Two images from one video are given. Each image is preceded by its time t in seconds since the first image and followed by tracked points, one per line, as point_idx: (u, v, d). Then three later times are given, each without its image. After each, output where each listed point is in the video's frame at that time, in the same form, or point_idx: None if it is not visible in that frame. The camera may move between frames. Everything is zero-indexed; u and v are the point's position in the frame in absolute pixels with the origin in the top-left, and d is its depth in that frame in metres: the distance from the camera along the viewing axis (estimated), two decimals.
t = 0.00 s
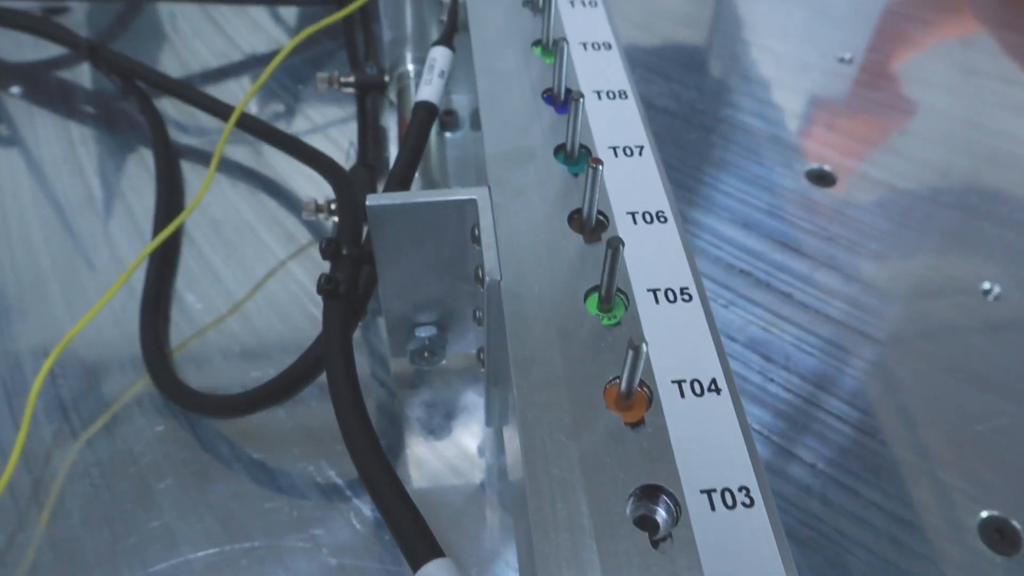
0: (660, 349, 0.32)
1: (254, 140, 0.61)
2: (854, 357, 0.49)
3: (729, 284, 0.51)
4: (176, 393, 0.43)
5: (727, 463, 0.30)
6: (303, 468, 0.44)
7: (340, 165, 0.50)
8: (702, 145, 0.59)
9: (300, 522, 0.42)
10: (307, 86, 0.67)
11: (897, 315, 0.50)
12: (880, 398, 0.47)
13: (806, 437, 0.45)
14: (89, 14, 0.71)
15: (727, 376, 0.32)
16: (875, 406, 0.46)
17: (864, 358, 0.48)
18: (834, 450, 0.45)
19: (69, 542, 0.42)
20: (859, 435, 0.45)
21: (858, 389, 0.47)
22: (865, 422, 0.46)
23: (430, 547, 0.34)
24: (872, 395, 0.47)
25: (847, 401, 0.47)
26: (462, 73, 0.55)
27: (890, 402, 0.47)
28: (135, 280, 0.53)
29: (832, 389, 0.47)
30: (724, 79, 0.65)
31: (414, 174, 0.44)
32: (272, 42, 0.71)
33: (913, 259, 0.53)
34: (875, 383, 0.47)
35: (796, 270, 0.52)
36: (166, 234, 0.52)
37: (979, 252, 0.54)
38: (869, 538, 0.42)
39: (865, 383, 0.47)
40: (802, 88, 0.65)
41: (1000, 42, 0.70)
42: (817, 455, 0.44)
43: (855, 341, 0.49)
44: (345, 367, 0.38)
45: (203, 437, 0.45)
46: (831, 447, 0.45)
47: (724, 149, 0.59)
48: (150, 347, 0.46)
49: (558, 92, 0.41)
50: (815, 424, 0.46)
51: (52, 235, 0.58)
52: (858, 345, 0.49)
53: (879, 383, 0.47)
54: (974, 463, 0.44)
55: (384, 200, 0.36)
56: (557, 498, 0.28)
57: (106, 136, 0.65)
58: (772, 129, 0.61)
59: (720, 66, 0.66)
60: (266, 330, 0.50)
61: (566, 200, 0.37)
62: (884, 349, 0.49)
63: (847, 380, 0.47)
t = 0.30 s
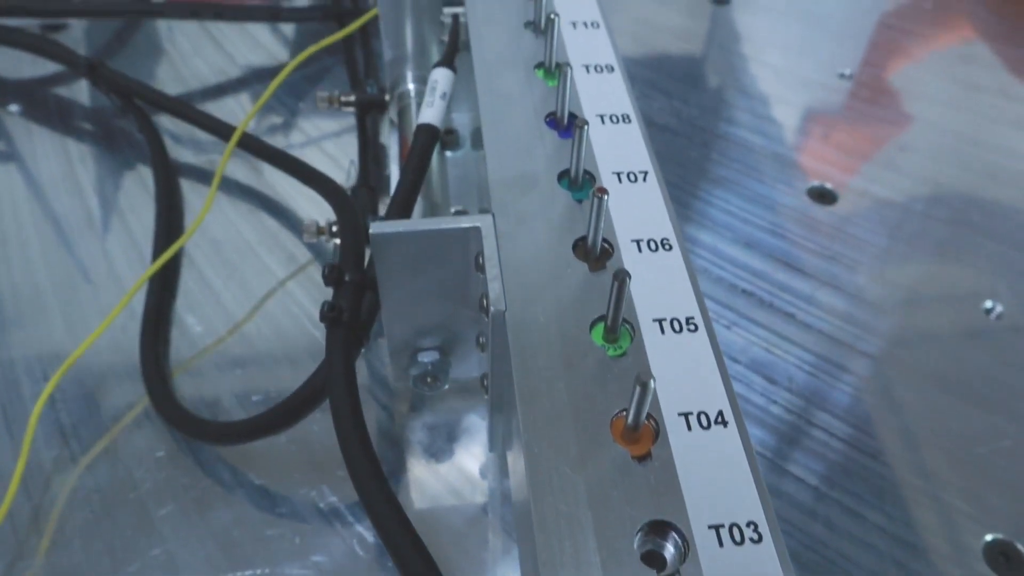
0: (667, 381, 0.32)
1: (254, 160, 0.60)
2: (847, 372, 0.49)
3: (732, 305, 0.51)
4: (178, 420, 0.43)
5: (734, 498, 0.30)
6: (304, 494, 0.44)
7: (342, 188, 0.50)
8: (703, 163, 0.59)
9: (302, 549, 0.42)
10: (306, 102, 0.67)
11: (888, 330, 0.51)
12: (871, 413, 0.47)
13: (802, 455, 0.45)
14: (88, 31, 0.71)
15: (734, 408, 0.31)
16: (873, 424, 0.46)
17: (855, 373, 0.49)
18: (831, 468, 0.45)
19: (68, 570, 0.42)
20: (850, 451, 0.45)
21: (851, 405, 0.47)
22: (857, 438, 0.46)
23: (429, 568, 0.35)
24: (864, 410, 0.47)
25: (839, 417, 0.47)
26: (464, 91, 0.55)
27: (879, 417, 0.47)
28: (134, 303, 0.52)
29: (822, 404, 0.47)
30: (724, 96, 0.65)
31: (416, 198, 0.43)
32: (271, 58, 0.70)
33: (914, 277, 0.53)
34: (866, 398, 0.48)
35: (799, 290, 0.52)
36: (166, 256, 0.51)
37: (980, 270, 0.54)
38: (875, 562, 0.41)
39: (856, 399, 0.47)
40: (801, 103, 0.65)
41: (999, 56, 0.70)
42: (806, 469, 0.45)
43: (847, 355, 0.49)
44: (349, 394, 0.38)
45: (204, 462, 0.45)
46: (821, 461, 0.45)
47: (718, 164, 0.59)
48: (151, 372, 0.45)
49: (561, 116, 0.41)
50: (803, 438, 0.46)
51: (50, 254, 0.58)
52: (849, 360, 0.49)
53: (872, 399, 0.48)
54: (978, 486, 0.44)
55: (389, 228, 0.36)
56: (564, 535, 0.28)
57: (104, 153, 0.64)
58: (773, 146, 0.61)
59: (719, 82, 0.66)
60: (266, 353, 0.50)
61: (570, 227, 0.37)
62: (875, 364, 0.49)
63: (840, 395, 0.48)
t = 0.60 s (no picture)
0: (673, 401, 0.32)
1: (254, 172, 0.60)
2: (843, 382, 0.49)
3: (734, 318, 0.51)
4: (179, 437, 0.43)
5: (742, 520, 0.29)
6: (306, 511, 0.43)
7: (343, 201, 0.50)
8: (705, 174, 0.59)
9: (304, 567, 0.41)
10: (306, 112, 0.67)
11: (884, 340, 0.51)
12: (868, 423, 0.47)
13: (806, 469, 0.45)
14: (87, 42, 0.71)
15: (741, 428, 0.31)
16: (877, 438, 0.46)
17: (850, 382, 0.49)
18: (835, 483, 0.45)
19: None
20: (845, 460, 0.45)
21: (847, 415, 0.47)
22: (852, 448, 0.46)
23: None
24: (860, 419, 0.47)
25: (835, 426, 0.47)
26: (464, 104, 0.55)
27: (874, 427, 0.47)
28: (135, 318, 0.52)
29: (817, 413, 0.47)
30: (724, 106, 0.65)
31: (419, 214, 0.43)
32: (271, 68, 0.70)
33: (916, 289, 0.53)
34: (862, 408, 0.48)
35: (801, 302, 0.52)
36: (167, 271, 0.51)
37: (982, 281, 0.54)
38: None
39: (851, 408, 0.48)
40: (801, 113, 0.65)
41: (999, 65, 0.70)
42: (803, 479, 0.45)
43: (842, 365, 0.49)
44: (352, 412, 0.38)
45: (206, 478, 0.45)
46: (823, 475, 0.45)
47: (716, 173, 0.59)
48: (151, 388, 0.45)
49: (564, 132, 0.41)
50: (800, 447, 0.46)
51: (49, 267, 0.58)
52: (844, 369, 0.49)
53: (869, 409, 0.48)
54: (982, 500, 0.44)
55: (391, 245, 0.36)
56: (571, 558, 0.28)
57: (103, 164, 0.64)
58: (775, 157, 0.61)
59: (720, 92, 0.66)
60: (267, 367, 0.50)
61: (574, 245, 0.37)
62: (871, 373, 0.49)
63: (835, 405, 0.48)
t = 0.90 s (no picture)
0: (680, 421, 0.32)
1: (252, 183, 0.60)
2: (837, 388, 0.48)
3: (737, 329, 0.51)
4: (178, 455, 0.42)
5: (751, 543, 0.29)
6: (307, 529, 0.43)
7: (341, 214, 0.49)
8: (706, 183, 0.59)
9: None
10: (303, 120, 0.66)
11: (881, 346, 0.50)
12: (862, 428, 0.47)
13: (810, 483, 0.45)
14: (83, 51, 0.71)
15: (749, 448, 0.31)
16: (883, 451, 0.46)
17: (845, 389, 0.48)
18: (841, 497, 0.44)
19: None
20: (841, 467, 0.45)
21: (842, 421, 0.47)
22: (843, 452, 0.46)
23: None
24: (854, 425, 0.47)
25: (830, 433, 0.47)
26: (464, 113, 0.54)
27: (867, 432, 0.47)
28: (132, 332, 0.52)
29: (823, 426, 0.47)
30: (725, 113, 0.65)
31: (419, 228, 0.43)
32: (269, 77, 0.70)
33: (919, 298, 0.53)
34: (856, 414, 0.47)
35: (804, 312, 0.52)
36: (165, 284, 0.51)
37: (985, 289, 0.54)
38: None
39: (850, 417, 0.47)
40: (802, 120, 0.65)
41: (1001, 70, 0.70)
42: (801, 489, 0.44)
43: (837, 371, 0.49)
44: (353, 431, 0.37)
45: (205, 496, 0.44)
46: (829, 488, 0.44)
47: (715, 180, 0.59)
48: (151, 406, 0.45)
49: (566, 144, 0.41)
50: (803, 459, 0.45)
51: (44, 279, 0.57)
52: (839, 376, 0.49)
53: (860, 414, 0.47)
54: (990, 512, 0.44)
55: (392, 262, 0.35)
56: None
57: (99, 174, 0.63)
58: (776, 165, 0.61)
59: (721, 99, 0.66)
60: (266, 381, 0.49)
61: (577, 261, 0.36)
62: (869, 380, 0.49)
63: (829, 412, 0.47)
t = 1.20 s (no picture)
0: (682, 436, 0.31)
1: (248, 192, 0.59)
2: (830, 392, 0.49)
3: (737, 337, 0.51)
4: (177, 469, 0.42)
5: (755, 560, 0.29)
6: (306, 542, 0.43)
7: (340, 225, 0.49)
8: (704, 190, 0.59)
9: None
10: (299, 127, 0.66)
11: (876, 352, 0.50)
12: (856, 434, 0.47)
13: (811, 493, 0.44)
14: (77, 60, 0.70)
15: (752, 464, 0.31)
16: (884, 460, 0.46)
17: (839, 394, 0.49)
18: (843, 507, 0.44)
19: None
20: (840, 476, 0.45)
21: (835, 426, 0.47)
22: (837, 457, 0.46)
23: None
24: (853, 433, 0.47)
25: (826, 439, 0.46)
26: (462, 121, 0.54)
27: (860, 437, 0.47)
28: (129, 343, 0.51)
29: (824, 435, 0.47)
30: (722, 118, 0.65)
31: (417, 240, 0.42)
32: (264, 84, 0.69)
33: (918, 304, 0.53)
34: (849, 419, 0.47)
35: (803, 320, 0.52)
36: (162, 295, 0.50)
37: (984, 296, 0.54)
38: None
39: (850, 425, 0.47)
40: (800, 125, 0.64)
41: (998, 75, 0.70)
42: (803, 500, 0.44)
43: (830, 376, 0.49)
44: (353, 445, 0.37)
45: (204, 510, 0.44)
46: (831, 499, 0.44)
47: (712, 187, 0.59)
48: (148, 422, 0.44)
49: (565, 154, 0.41)
50: (804, 470, 0.45)
51: (38, 290, 0.57)
52: (833, 381, 0.49)
53: (852, 418, 0.48)
54: (990, 521, 0.44)
55: (392, 276, 0.35)
56: None
57: (94, 183, 0.63)
58: (774, 171, 0.61)
59: (718, 105, 0.66)
60: (264, 392, 0.49)
61: (578, 274, 0.36)
62: (862, 385, 0.49)
63: (822, 417, 0.47)
